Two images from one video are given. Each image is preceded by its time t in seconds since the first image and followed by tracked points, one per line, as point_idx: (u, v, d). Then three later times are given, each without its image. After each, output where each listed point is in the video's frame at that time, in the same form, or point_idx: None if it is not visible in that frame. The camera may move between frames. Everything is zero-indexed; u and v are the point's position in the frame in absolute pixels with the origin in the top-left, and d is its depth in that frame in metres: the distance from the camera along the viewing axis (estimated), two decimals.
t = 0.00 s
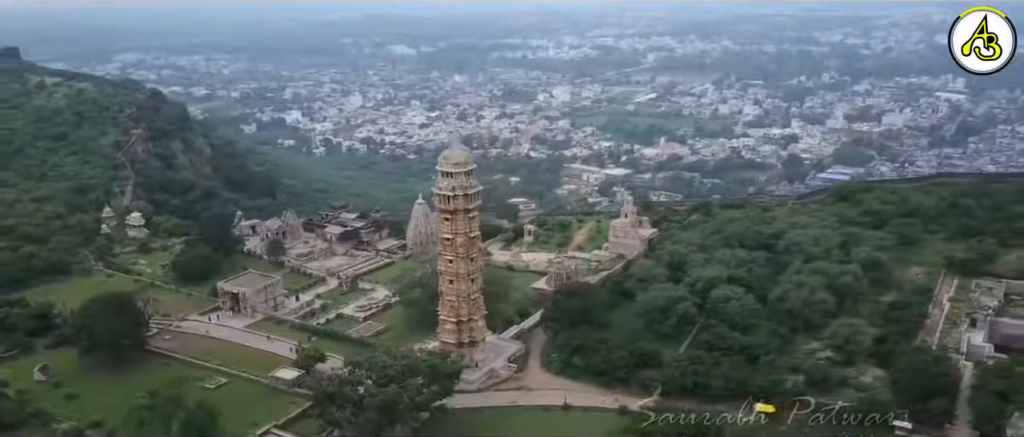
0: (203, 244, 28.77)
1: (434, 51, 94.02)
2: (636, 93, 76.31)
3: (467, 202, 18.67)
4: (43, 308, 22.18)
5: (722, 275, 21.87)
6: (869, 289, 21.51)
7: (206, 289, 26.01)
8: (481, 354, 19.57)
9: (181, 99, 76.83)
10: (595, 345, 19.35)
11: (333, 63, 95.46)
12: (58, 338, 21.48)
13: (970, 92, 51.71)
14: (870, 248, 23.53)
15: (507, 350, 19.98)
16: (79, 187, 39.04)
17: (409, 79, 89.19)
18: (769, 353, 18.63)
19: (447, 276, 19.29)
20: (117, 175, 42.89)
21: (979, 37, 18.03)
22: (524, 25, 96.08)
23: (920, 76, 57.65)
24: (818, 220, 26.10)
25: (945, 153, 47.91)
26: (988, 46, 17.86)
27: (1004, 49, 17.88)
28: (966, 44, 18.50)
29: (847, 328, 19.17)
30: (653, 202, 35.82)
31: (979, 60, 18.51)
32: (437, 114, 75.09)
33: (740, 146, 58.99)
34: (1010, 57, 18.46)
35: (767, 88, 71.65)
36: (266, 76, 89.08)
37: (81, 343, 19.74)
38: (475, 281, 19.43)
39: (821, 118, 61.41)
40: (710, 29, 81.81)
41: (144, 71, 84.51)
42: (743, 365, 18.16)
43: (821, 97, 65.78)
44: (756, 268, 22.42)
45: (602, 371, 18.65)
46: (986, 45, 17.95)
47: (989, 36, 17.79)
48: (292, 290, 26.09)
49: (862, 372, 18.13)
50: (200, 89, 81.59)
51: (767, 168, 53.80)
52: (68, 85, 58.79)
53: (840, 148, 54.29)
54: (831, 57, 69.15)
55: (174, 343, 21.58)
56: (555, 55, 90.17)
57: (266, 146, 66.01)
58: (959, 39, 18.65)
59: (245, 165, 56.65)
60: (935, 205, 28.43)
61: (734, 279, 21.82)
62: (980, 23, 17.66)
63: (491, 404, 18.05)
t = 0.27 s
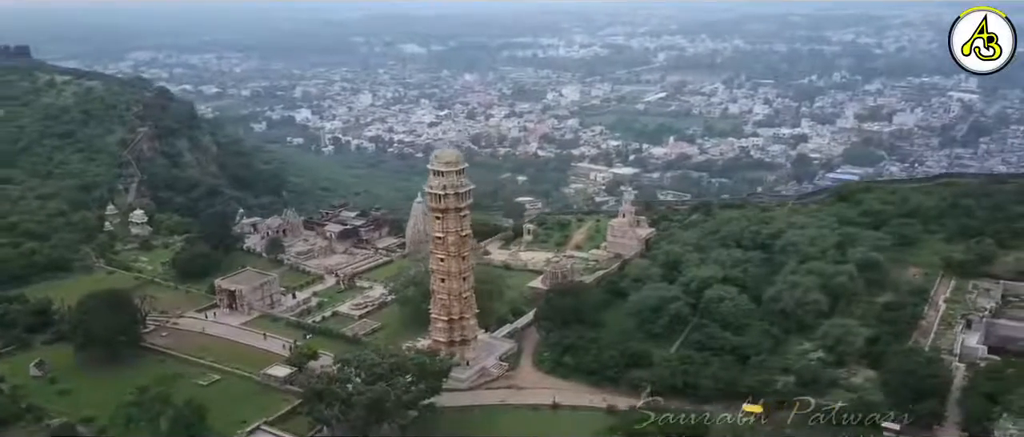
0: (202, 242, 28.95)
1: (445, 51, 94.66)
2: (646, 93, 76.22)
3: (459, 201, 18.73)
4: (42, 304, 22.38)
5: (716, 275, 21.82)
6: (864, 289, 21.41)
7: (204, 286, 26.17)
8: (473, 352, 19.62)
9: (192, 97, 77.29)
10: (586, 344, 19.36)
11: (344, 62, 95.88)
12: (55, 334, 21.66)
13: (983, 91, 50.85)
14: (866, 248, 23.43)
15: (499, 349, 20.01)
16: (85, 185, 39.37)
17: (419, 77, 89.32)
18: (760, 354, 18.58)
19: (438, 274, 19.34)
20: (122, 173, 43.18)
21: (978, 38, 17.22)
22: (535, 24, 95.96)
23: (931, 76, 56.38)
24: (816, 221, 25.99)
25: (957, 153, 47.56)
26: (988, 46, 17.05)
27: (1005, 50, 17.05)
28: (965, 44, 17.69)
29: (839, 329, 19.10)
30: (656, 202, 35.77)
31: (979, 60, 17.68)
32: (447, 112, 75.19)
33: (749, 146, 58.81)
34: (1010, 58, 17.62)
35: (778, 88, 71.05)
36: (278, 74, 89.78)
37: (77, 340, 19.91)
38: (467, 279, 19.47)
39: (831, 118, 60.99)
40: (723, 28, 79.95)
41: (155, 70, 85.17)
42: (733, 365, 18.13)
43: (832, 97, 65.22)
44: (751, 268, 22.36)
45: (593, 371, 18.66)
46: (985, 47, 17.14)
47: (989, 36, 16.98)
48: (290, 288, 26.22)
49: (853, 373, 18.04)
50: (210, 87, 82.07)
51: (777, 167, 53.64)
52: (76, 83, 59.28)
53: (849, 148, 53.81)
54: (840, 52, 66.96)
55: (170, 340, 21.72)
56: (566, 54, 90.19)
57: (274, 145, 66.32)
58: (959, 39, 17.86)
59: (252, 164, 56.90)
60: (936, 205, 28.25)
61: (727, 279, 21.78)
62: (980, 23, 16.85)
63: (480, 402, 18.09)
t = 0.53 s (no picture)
0: (208, 239, 29.21)
1: (461, 49, 94.95)
2: (661, 92, 76.01)
3: (455, 200, 18.78)
4: (47, 299, 22.68)
5: (715, 276, 21.77)
6: (863, 291, 21.29)
7: (208, 283, 26.40)
8: (470, 351, 19.68)
9: (209, 95, 77.93)
10: (582, 343, 19.39)
11: (360, 60, 96.37)
12: (59, 330, 21.94)
13: (1004, 92, 50.23)
14: (868, 250, 23.28)
15: (496, 348, 20.07)
16: (96, 181, 39.83)
17: (435, 76, 89.52)
18: (756, 354, 18.51)
19: (435, 273, 19.38)
20: (134, 170, 43.62)
21: (979, 37, 17.12)
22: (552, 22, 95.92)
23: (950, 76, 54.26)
24: (818, 222, 25.87)
25: (975, 154, 47.02)
26: (988, 46, 16.95)
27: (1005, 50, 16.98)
28: (965, 44, 17.59)
29: (837, 330, 19.00)
30: (662, 202, 35.72)
31: (979, 61, 17.59)
32: (461, 111, 75.30)
33: (764, 145, 58.48)
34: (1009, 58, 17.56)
35: (794, 88, 70.24)
36: (295, 73, 90.45)
37: (79, 335, 20.17)
38: (463, 277, 19.52)
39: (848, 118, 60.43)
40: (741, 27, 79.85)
41: (173, 68, 85.99)
42: (727, 366, 18.08)
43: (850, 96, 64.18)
44: (750, 269, 22.29)
45: (588, 370, 18.67)
46: (986, 46, 17.05)
47: (989, 36, 16.90)
48: (293, 285, 26.41)
49: (849, 375, 17.93)
50: (227, 85, 82.81)
51: (791, 167, 53.40)
52: (92, 81, 60.00)
53: (865, 148, 53.45)
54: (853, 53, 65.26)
55: (172, 335, 21.93)
56: (582, 53, 90.20)
57: (288, 143, 66.74)
58: (958, 39, 17.76)
59: (265, 162, 57.29)
60: (942, 206, 28.07)
61: (726, 279, 21.73)
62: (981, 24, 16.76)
63: (475, 400, 18.16)
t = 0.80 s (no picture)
0: (217, 235, 29.55)
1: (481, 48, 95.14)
2: (682, 91, 75.57)
3: (452, 198, 18.85)
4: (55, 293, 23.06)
5: (715, 276, 21.68)
6: (865, 294, 21.10)
7: (215, 278, 26.70)
8: (467, 348, 19.74)
9: (230, 93, 78.68)
10: (578, 343, 19.40)
11: (382, 58, 96.94)
12: (65, 323, 22.29)
13: None
14: (872, 252, 23.08)
15: (493, 346, 20.12)
16: (112, 178, 40.43)
17: (455, 75, 89.72)
18: (752, 355, 18.42)
19: (432, 271, 19.46)
20: (150, 166, 44.21)
21: (979, 38, 17.29)
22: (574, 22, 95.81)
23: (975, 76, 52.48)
24: (824, 223, 25.67)
25: (999, 156, 46.70)
26: (988, 46, 17.11)
27: (1003, 50, 17.15)
28: (965, 44, 17.75)
29: (835, 332, 18.86)
30: (673, 202, 35.55)
31: (979, 61, 17.73)
32: (480, 110, 75.35)
33: (783, 146, 57.86)
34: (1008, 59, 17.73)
35: (816, 87, 68.32)
36: (316, 71, 91.09)
37: (83, 329, 20.49)
38: (461, 275, 19.60)
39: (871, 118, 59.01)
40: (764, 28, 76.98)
41: (196, 66, 86.98)
42: (723, 367, 18.00)
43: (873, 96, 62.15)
44: (752, 270, 22.18)
45: (583, 369, 18.67)
46: (985, 46, 17.21)
47: (989, 37, 17.07)
48: (298, 282, 26.64)
49: (846, 377, 17.79)
50: (250, 83, 83.67)
51: (810, 167, 53.10)
52: (112, 78, 60.88)
53: (887, 149, 52.80)
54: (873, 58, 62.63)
55: (176, 330, 22.23)
56: (603, 53, 90.12)
57: (307, 140, 67.21)
58: (959, 39, 17.91)
59: (281, 160, 57.72)
60: (953, 208, 27.75)
61: (726, 280, 21.63)
62: (980, 24, 16.93)
63: (470, 398, 18.23)
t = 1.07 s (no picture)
0: (225, 231, 29.88)
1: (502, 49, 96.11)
2: (701, 90, 74.53)
3: (448, 196, 18.95)
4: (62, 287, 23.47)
5: (714, 276, 21.62)
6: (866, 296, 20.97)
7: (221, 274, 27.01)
8: (463, 346, 19.86)
9: (251, 91, 79.40)
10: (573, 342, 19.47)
11: (402, 56, 97.44)
12: (72, 317, 22.68)
13: None
14: (874, 253, 22.91)
15: (490, 344, 20.22)
16: (127, 174, 41.00)
17: (475, 73, 89.78)
18: (746, 356, 18.37)
19: (429, 268, 19.56)
20: (165, 163, 44.77)
21: (979, 38, 17.35)
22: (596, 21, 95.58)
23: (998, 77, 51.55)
24: (828, 224, 25.50)
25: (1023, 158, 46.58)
26: (988, 46, 17.20)
27: (1003, 50, 17.25)
28: (965, 44, 17.82)
29: (830, 334, 18.75)
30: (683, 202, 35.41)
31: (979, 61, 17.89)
32: (498, 109, 75.48)
33: (802, 147, 57.17)
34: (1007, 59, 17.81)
35: (838, 88, 67.20)
36: (336, 69, 91.62)
37: (87, 322, 20.85)
38: (457, 273, 19.71)
39: (893, 119, 58.17)
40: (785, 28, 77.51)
41: (218, 64, 87.89)
42: (716, 367, 17.98)
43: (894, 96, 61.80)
44: (751, 270, 22.10)
45: (578, 368, 18.73)
46: (986, 46, 17.29)
47: (988, 37, 17.15)
48: (303, 278, 26.88)
49: (841, 380, 17.69)
50: (271, 80, 84.42)
51: (829, 169, 52.46)
52: (131, 76, 61.77)
53: (909, 149, 52.23)
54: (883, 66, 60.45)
55: (179, 325, 22.53)
56: (624, 52, 89.93)
57: (324, 138, 67.61)
58: (960, 38, 18.02)
59: (296, 158, 58.14)
60: (961, 210, 27.44)
61: (725, 280, 21.56)
62: (981, 24, 16.99)
63: (464, 395, 18.33)
